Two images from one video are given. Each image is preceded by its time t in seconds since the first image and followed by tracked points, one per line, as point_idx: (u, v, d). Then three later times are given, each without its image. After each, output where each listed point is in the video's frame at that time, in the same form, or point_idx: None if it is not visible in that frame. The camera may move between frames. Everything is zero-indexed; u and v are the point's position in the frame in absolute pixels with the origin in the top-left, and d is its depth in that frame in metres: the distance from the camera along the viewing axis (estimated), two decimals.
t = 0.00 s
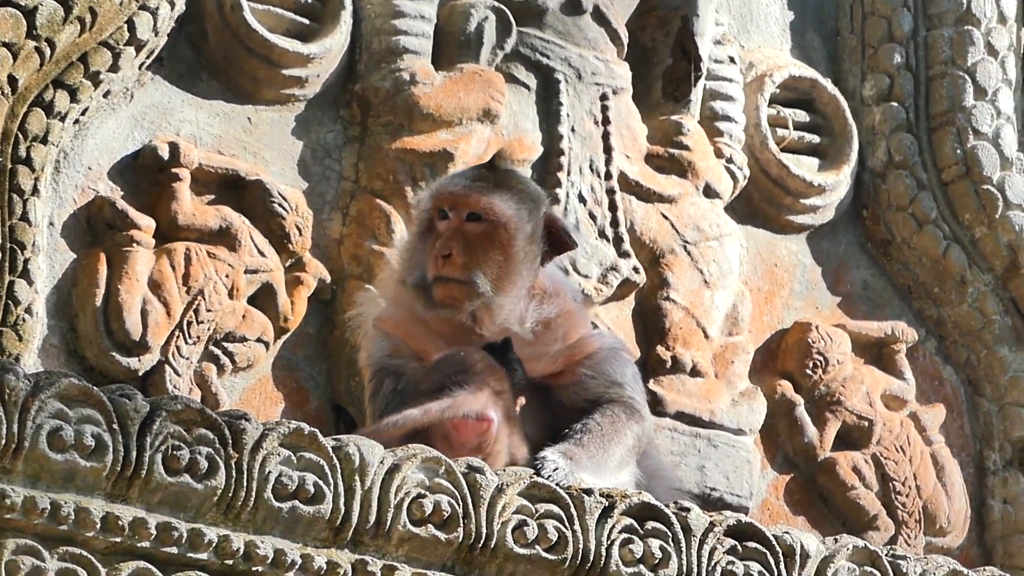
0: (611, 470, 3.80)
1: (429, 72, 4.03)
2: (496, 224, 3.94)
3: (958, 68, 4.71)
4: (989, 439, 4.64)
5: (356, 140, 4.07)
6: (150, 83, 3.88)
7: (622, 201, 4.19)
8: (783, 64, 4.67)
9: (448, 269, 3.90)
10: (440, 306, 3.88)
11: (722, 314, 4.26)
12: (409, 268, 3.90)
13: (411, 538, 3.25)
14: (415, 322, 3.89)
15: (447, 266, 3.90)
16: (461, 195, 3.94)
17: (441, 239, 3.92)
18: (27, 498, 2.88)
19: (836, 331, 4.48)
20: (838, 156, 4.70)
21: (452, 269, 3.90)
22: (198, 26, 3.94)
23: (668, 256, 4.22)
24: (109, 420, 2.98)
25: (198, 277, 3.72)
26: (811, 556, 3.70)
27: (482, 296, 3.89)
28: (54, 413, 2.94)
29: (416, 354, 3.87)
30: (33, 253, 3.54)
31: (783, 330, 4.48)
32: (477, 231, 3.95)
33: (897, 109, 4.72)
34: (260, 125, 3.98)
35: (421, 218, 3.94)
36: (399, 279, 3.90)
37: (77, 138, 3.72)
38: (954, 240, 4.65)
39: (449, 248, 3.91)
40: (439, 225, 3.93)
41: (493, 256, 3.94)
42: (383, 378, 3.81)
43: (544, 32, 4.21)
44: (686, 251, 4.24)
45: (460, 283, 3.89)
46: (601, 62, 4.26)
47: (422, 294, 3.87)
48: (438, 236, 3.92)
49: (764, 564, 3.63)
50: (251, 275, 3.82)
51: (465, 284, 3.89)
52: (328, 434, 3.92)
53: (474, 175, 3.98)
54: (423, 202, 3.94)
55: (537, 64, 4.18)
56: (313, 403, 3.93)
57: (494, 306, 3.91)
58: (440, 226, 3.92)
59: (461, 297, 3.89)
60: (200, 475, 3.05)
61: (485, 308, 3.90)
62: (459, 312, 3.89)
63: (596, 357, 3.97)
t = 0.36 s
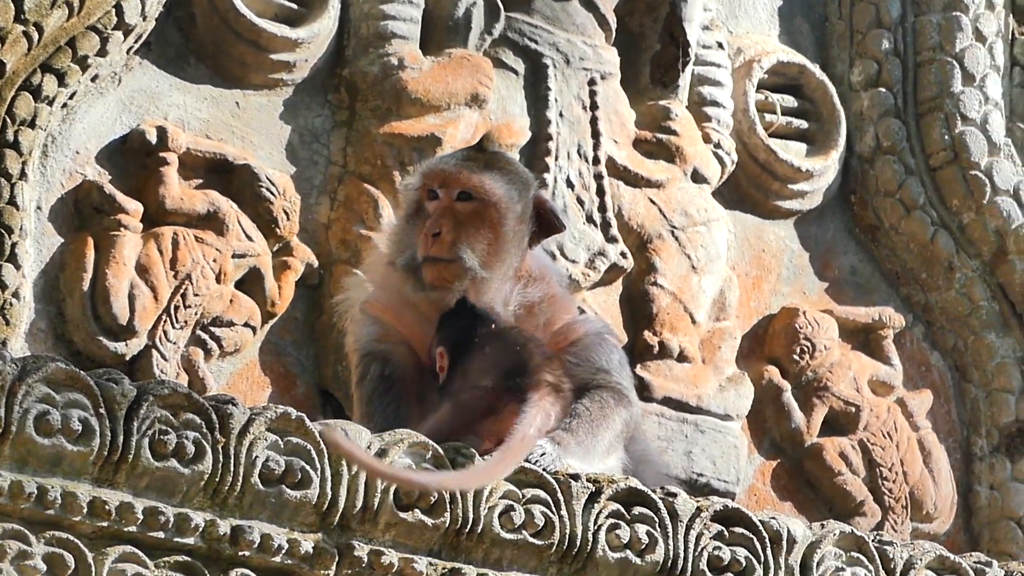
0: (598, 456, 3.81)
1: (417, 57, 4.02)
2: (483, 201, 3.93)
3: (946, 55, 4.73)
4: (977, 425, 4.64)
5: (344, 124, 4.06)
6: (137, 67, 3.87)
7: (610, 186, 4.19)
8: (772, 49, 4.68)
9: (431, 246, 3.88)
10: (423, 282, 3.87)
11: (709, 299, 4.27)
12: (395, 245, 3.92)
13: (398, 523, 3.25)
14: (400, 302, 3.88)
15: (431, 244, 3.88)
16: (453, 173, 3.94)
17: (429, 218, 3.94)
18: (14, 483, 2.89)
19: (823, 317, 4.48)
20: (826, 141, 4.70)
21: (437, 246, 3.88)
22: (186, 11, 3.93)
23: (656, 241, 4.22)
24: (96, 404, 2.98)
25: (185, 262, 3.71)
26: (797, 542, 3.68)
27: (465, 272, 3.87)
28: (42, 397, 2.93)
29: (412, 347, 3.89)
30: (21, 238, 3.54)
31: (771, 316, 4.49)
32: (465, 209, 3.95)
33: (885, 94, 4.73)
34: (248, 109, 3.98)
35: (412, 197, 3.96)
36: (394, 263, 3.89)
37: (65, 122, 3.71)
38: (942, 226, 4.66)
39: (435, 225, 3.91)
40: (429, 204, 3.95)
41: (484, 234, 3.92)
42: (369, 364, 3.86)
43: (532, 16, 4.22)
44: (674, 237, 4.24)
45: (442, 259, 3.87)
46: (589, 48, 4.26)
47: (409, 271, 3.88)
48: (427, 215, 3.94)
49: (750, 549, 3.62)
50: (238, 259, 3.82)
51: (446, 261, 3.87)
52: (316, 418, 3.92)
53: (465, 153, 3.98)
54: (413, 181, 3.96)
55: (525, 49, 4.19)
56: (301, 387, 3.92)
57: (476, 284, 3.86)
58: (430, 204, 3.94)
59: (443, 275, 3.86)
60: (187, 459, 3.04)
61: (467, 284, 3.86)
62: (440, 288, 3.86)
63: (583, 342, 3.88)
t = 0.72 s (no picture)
0: (586, 439, 3.87)
1: (405, 41, 4.04)
2: (532, 211, 3.94)
3: (934, 39, 4.73)
4: (965, 409, 4.65)
5: (331, 109, 4.06)
6: (125, 51, 3.87)
7: (598, 170, 4.20)
8: (760, 34, 4.67)
9: (488, 249, 3.84)
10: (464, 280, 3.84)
11: (697, 284, 4.29)
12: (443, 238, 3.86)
13: (386, 507, 3.25)
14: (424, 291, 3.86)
15: (489, 246, 3.84)
16: (512, 177, 3.92)
17: (485, 217, 3.89)
18: (3, 467, 2.89)
19: (812, 302, 4.49)
20: (814, 125, 4.70)
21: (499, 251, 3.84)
22: None
23: (644, 226, 4.23)
24: (84, 389, 2.98)
25: (173, 246, 3.71)
26: (785, 527, 3.67)
27: (514, 279, 3.88)
28: (30, 382, 2.93)
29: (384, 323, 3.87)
30: (8, 222, 3.54)
31: (758, 300, 4.51)
32: (521, 216, 3.93)
33: (873, 79, 4.74)
34: (236, 93, 3.98)
35: (461, 191, 3.90)
36: (391, 250, 3.88)
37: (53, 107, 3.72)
38: (930, 210, 4.67)
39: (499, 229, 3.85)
40: (475, 200, 3.90)
41: (525, 241, 3.92)
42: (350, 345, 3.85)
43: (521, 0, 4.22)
44: (662, 221, 4.26)
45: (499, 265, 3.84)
46: (577, 32, 4.26)
47: (453, 269, 3.85)
48: (473, 211, 3.89)
49: (738, 535, 3.62)
50: (226, 244, 3.82)
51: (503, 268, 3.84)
52: (304, 401, 3.93)
53: (523, 159, 3.96)
54: (465, 176, 3.90)
55: (512, 34, 4.18)
56: (289, 370, 3.93)
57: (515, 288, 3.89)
58: (481, 201, 3.89)
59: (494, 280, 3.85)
60: (175, 444, 3.05)
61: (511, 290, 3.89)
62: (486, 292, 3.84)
63: (563, 326, 3.99)
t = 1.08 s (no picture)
0: (578, 426, 3.83)
1: (397, 29, 4.04)
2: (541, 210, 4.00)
3: (926, 26, 4.73)
4: (957, 397, 4.66)
5: (323, 97, 4.06)
6: (118, 39, 3.86)
7: (590, 158, 4.21)
8: (752, 21, 4.67)
9: (499, 242, 3.91)
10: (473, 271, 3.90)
11: (689, 272, 4.29)
12: (452, 230, 3.93)
13: (379, 496, 3.25)
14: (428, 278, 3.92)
15: (500, 239, 3.91)
16: (526, 178, 3.98)
17: (498, 214, 3.96)
18: None
19: (803, 289, 4.50)
20: (806, 114, 4.71)
21: (511, 245, 3.90)
22: None
23: (636, 214, 4.24)
24: (76, 377, 2.97)
25: (165, 235, 3.70)
26: (778, 514, 3.67)
27: (525, 274, 3.93)
28: (22, 370, 2.93)
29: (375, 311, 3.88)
30: None
31: (750, 288, 4.52)
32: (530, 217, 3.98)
33: (865, 67, 4.74)
34: (228, 81, 3.97)
35: (474, 186, 3.97)
36: (391, 238, 3.92)
37: (45, 96, 3.71)
38: (922, 198, 4.68)
39: (510, 224, 3.92)
40: (489, 196, 3.97)
41: (536, 239, 3.98)
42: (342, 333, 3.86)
43: None
44: (654, 209, 4.27)
45: (512, 259, 3.89)
46: (569, 20, 4.26)
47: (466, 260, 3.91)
48: (486, 207, 3.96)
49: (730, 522, 3.62)
50: (218, 232, 3.81)
51: (516, 261, 3.90)
52: (296, 389, 3.93)
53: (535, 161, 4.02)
54: (479, 172, 3.98)
55: (505, 21, 4.19)
56: (281, 358, 3.93)
57: (524, 283, 3.94)
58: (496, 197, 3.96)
59: (504, 274, 3.90)
60: (167, 432, 3.05)
61: (521, 285, 3.94)
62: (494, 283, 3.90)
63: (556, 314, 4.00)
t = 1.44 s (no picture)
0: (578, 422, 3.84)
1: (394, 23, 4.05)
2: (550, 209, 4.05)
3: (923, 20, 4.73)
4: (955, 390, 4.65)
5: (321, 91, 4.06)
6: (115, 34, 3.87)
7: (588, 152, 4.21)
8: (749, 15, 4.67)
9: (512, 242, 3.91)
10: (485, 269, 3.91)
11: (687, 266, 4.29)
12: (465, 226, 3.96)
13: (377, 490, 3.25)
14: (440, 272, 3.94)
15: (514, 239, 3.91)
16: (539, 177, 4.01)
17: (511, 212, 3.98)
18: None
19: (802, 283, 4.51)
20: (804, 107, 4.70)
21: (524, 245, 3.91)
22: None
23: (634, 208, 4.24)
24: (74, 371, 2.98)
25: (163, 229, 3.70)
26: (776, 507, 3.67)
27: (534, 274, 3.94)
28: (20, 364, 2.93)
29: (382, 304, 3.91)
30: None
31: (749, 282, 4.52)
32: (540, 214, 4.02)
33: (862, 60, 4.75)
34: (226, 76, 3.97)
35: (487, 183, 4.01)
36: (399, 232, 3.95)
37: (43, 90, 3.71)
38: (920, 191, 4.68)
39: (523, 224, 3.94)
40: (502, 194, 4.01)
41: (545, 238, 4.02)
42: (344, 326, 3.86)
43: None
44: (652, 202, 4.27)
45: (524, 259, 3.90)
46: (567, 14, 4.26)
47: (481, 258, 3.92)
48: (499, 204, 3.99)
49: (728, 515, 3.62)
50: (216, 227, 3.82)
51: (528, 261, 3.91)
52: (295, 383, 3.93)
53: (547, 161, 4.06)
54: (493, 169, 4.00)
55: (502, 15, 4.18)
56: (280, 352, 3.93)
57: (534, 282, 3.95)
58: (510, 195, 4.00)
59: (515, 273, 3.91)
60: (165, 426, 3.05)
61: (530, 283, 3.94)
62: (505, 282, 3.91)
63: (560, 310, 3.99)
